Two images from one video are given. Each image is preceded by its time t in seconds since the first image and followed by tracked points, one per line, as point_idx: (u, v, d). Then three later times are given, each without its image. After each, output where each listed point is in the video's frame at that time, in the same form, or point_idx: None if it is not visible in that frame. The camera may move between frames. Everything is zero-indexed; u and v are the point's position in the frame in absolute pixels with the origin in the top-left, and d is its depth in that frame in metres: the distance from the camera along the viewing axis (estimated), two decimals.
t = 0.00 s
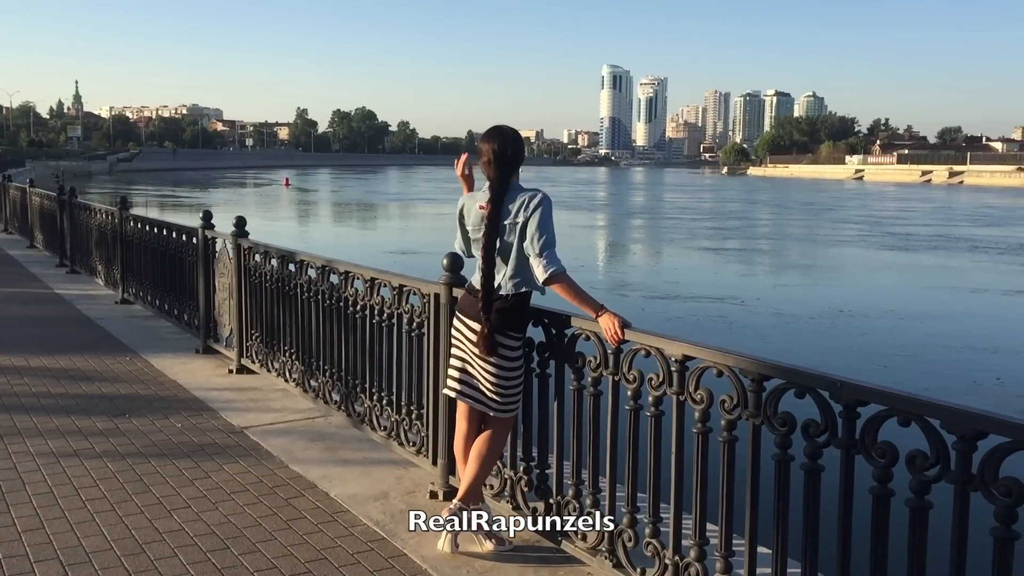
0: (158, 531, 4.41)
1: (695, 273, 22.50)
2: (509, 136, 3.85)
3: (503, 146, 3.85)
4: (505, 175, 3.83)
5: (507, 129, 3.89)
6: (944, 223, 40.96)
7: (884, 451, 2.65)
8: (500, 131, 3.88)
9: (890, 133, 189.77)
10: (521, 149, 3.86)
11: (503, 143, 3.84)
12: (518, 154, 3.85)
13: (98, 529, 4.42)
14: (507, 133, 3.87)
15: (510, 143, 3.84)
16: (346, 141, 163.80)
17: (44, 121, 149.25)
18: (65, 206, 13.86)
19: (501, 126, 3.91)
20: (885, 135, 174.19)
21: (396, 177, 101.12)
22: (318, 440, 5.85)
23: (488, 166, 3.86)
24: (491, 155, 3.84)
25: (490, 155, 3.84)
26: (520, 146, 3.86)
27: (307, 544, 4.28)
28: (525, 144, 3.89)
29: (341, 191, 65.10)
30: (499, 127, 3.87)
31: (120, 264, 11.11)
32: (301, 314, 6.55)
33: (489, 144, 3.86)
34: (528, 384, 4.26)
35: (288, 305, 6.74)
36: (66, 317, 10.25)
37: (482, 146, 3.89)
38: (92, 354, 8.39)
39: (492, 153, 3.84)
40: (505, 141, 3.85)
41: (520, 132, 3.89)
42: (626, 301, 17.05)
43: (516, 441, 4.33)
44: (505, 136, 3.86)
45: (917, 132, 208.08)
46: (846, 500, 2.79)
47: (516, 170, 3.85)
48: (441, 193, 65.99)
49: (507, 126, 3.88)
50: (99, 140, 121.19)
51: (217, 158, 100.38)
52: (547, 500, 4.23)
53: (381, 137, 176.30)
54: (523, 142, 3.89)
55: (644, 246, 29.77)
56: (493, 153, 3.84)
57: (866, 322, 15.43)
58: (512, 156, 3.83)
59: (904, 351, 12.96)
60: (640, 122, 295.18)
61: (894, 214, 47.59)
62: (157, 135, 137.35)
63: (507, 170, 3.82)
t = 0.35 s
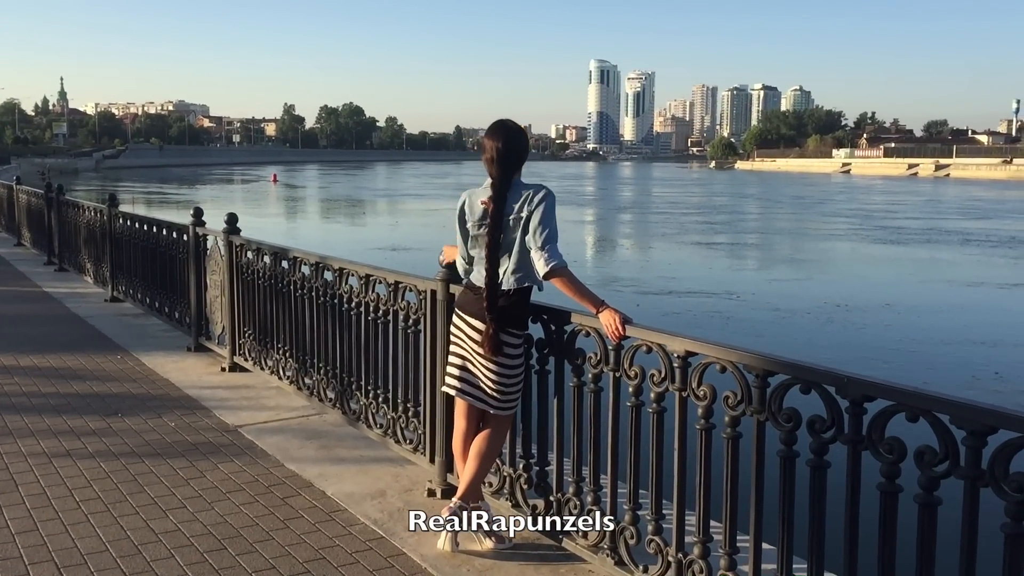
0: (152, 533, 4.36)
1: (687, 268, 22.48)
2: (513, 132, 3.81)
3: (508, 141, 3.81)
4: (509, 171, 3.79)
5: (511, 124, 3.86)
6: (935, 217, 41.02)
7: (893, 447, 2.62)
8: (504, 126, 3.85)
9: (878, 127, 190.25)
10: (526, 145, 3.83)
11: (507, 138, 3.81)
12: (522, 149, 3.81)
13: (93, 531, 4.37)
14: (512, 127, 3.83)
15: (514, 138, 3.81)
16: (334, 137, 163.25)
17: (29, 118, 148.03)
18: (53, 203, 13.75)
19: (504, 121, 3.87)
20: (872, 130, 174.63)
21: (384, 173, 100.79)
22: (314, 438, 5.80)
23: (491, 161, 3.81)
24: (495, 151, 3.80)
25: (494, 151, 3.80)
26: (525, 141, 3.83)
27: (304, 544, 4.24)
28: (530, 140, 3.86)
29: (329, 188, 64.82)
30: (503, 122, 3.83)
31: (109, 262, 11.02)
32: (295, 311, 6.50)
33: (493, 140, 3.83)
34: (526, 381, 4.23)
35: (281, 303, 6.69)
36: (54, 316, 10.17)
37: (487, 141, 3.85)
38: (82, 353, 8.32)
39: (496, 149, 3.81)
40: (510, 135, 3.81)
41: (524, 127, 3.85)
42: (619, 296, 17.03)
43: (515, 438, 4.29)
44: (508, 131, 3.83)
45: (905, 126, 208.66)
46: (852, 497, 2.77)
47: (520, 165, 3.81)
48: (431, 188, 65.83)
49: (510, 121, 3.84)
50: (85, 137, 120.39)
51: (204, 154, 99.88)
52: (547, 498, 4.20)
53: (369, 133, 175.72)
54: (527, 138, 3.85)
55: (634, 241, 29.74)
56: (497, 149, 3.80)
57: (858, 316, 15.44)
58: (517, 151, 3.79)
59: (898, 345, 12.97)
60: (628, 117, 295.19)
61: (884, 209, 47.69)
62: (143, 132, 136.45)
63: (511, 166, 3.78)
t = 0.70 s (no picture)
0: (154, 539, 4.30)
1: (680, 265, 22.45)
2: (527, 131, 3.77)
3: (520, 139, 3.77)
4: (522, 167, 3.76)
5: (526, 121, 3.82)
6: (927, 211, 41.11)
7: (913, 447, 2.59)
8: (518, 123, 3.81)
9: (866, 122, 190.78)
10: (539, 141, 3.79)
11: (521, 133, 3.77)
12: (535, 146, 3.78)
13: (94, 538, 4.31)
14: (526, 124, 3.80)
15: (529, 134, 3.77)
16: (323, 137, 162.77)
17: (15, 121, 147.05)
18: (44, 206, 13.64)
19: (517, 119, 3.83)
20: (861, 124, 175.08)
21: (373, 173, 100.49)
22: (314, 441, 5.75)
23: (505, 159, 3.77)
24: (508, 147, 3.76)
25: (505, 149, 3.76)
26: (538, 138, 3.80)
27: (309, 549, 4.19)
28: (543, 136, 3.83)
29: (318, 187, 64.57)
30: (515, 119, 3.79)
31: (101, 265, 10.93)
32: (293, 313, 6.44)
33: (505, 136, 3.79)
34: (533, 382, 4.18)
35: (279, 304, 6.63)
36: (48, 319, 10.08)
37: (500, 139, 3.80)
38: (77, 357, 8.24)
39: (509, 144, 3.76)
40: (524, 131, 3.78)
41: (537, 123, 3.82)
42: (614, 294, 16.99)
43: (521, 440, 4.25)
44: (522, 127, 3.78)
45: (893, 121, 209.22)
46: (871, 497, 2.74)
47: (534, 164, 3.78)
48: (420, 187, 65.67)
49: (524, 118, 3.79)
50: (72, 139, 119.85)
51: (192, 155, 99.41)
52: (555, 500, 4.16)
53: (358, 133, 175.25)
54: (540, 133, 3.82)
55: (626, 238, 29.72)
56: (511, 147, 3.75)
57: (853, 311, 15.44)
58: (530, 149, 3.76)
59: (896, 341, 12.98)
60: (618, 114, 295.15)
61: (874, 203, 47.84)
62: (130, 133, 135.72)
63: (523, 162, 3.75)
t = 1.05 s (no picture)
0: (157, 553, 4.23)
1: (674, 267, 22.41)
2: (521, 137, 3.77)
3: (515, 146, 3.76)
4: (519, 174, 3.74)
5: (520, 127, 3.82)
6: (918, 209, 41.20)
7: (935, 451, 2.56)
8: (512, 129, 3.81)
9: (854, 121, 191.34)
10: (535, 147, 3.78)
11: (515, 140, 3.76)
12: (532, 152, 3.77)
13: (96, 553, 4.24)
14: (521, 130, 3.80)
15: (524, 140, 3.76)
16: (312, 142, 162.23)
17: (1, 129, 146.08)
18: (35, 215, 13.52)
19: (511, 127, 3.81)
20: (849, 123, 175.50)
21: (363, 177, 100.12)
22: (316, 450, 5.69)
23: (500, 167, 3.75)
24: (503, 153, 3.75)
25: (500, 157, 3.75)
26: (535, 142, 3.78)
27: (315, 561, 4.13)
28: (540, 141, 3.81)
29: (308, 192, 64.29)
30: (507, 124, 3.78)
31: (94, 273, 10.83)
32: (292, 320, 6.39)
33: (499, 142, 3.77)
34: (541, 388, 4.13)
35: (277, 312, 6.58)
36: (41, 329, 9.97)
37: (493, 146, 3.78)
38: (72, 368, 8.15)
39: (503, 150, 3.75)
40: (519, 137, 3.77)
41: (531, 129, 3.82)
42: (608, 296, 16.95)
43: (528, 447, 4.21)
44: (516, 134, 3.78)
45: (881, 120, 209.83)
46: (892, 503, 2.70)
47: (529, 170, 3.76)
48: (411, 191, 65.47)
49: (517, 123, 3.79)
50: (59, 146, 119.13)
51: (180, 162, 98.92)
52: (563, 508, 4.12)
53: (347, 137, 174.81)
54: (537, 138, 3.81)
55: (619, 239, 29.69)
56: (505, 154, 3.74)
57: (848, 311, 15.41)
58: (525, 156, 3.75)
59: (893, 341, 12.97)
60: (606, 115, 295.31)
61: (865, 202, 47.87)
62: (117, 139, 134.99)
63: (520, 170, 3.73)
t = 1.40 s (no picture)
0: (156, 561, 4.18)
1: (666, 267, 22.42)
2: (519, 138, 3.73)
3: (514, 146, 3.72)
4: (517, 174, 3.71)
5: (518, 126, 3.79)
6: (908, 208, 41.33)
7: (949, 452, 2.53)
8: (510, 128, 3.78)
9: (841, 121, 192.05)
10: (533, 147, 3.75)
11: (513, 139, 3.73)
12: (530, 152, 3.74)
13: (93, 561, 4.19)
14: (519, 130, 3.77)
15: (522, 139, 3.73)
16: (299, 144, 161.80)
17: None
18: (22, 218, 13.41)
19: (509, 126, 3.77)
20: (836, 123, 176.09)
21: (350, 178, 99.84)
22: (313, 454, 5.64)
23: (498, 167, 3.72)
24: (501, 152, 3.71)
25: (498, 156, 3.72)
26: (533, 142, 3.75)
27: (317, 567, 4.09)
28: (538, 140, 3.78)
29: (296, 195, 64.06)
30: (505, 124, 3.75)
31: (84, 277, 10.74)
32: (287, 323, 6.33)
33: (496, 141, 3.74)
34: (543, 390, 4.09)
35: (271, 315, 6.52)
36: (31, 334, 9.88)
37: (491, 145, 3.75)
38: (63, 372, 8.07)
39: (500, 149, 3.72)
40: (516, 136, 3.74)
41: (529, 129, 3.79)
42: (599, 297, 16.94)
43: (530, 450, 4.17)
44: (514, 134, 3.75)
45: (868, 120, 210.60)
46: (906, 504, 2.68)
47: (528, 170, 3.73)
48: (399, 193, 65.26)
49: (515, 124, 3.76)
50: (44, 149, 118.40)
51: (167, 165, 98.45)
52: (566, 510, 4.08)
53: (335, 139, 174.47)
54: (535, 138, 3.78)
55: (609, 240, 29.68)
56: (504, 154, 3.71)
57: (840, 311, 15.43)
58: (524, 156, 3.72)
59: (885, 340, 13.00)
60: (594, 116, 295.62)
61: (854, 201, 47.98)
62: (103, 142, 134.25)
63: (519, 169, 3.70)
